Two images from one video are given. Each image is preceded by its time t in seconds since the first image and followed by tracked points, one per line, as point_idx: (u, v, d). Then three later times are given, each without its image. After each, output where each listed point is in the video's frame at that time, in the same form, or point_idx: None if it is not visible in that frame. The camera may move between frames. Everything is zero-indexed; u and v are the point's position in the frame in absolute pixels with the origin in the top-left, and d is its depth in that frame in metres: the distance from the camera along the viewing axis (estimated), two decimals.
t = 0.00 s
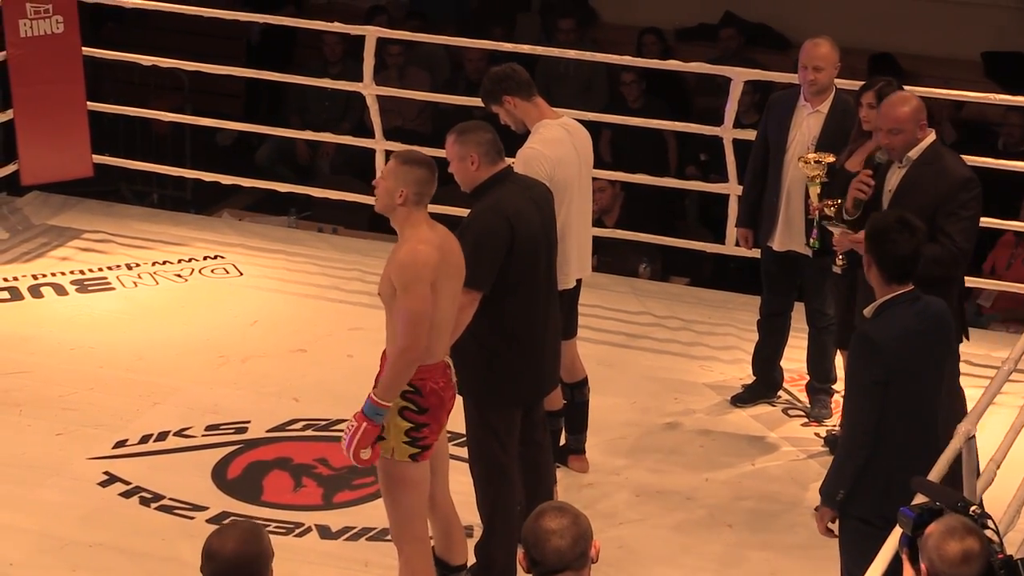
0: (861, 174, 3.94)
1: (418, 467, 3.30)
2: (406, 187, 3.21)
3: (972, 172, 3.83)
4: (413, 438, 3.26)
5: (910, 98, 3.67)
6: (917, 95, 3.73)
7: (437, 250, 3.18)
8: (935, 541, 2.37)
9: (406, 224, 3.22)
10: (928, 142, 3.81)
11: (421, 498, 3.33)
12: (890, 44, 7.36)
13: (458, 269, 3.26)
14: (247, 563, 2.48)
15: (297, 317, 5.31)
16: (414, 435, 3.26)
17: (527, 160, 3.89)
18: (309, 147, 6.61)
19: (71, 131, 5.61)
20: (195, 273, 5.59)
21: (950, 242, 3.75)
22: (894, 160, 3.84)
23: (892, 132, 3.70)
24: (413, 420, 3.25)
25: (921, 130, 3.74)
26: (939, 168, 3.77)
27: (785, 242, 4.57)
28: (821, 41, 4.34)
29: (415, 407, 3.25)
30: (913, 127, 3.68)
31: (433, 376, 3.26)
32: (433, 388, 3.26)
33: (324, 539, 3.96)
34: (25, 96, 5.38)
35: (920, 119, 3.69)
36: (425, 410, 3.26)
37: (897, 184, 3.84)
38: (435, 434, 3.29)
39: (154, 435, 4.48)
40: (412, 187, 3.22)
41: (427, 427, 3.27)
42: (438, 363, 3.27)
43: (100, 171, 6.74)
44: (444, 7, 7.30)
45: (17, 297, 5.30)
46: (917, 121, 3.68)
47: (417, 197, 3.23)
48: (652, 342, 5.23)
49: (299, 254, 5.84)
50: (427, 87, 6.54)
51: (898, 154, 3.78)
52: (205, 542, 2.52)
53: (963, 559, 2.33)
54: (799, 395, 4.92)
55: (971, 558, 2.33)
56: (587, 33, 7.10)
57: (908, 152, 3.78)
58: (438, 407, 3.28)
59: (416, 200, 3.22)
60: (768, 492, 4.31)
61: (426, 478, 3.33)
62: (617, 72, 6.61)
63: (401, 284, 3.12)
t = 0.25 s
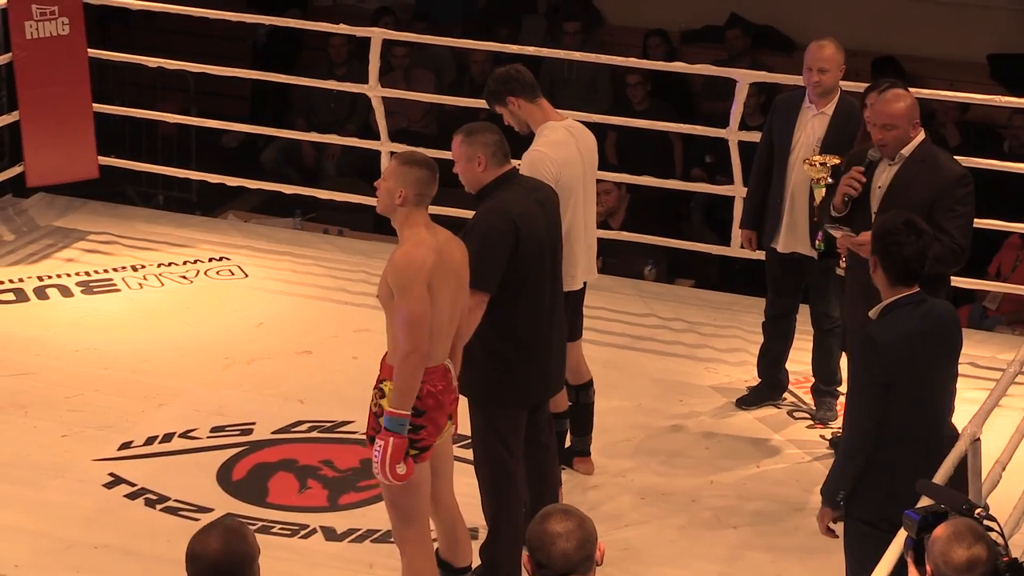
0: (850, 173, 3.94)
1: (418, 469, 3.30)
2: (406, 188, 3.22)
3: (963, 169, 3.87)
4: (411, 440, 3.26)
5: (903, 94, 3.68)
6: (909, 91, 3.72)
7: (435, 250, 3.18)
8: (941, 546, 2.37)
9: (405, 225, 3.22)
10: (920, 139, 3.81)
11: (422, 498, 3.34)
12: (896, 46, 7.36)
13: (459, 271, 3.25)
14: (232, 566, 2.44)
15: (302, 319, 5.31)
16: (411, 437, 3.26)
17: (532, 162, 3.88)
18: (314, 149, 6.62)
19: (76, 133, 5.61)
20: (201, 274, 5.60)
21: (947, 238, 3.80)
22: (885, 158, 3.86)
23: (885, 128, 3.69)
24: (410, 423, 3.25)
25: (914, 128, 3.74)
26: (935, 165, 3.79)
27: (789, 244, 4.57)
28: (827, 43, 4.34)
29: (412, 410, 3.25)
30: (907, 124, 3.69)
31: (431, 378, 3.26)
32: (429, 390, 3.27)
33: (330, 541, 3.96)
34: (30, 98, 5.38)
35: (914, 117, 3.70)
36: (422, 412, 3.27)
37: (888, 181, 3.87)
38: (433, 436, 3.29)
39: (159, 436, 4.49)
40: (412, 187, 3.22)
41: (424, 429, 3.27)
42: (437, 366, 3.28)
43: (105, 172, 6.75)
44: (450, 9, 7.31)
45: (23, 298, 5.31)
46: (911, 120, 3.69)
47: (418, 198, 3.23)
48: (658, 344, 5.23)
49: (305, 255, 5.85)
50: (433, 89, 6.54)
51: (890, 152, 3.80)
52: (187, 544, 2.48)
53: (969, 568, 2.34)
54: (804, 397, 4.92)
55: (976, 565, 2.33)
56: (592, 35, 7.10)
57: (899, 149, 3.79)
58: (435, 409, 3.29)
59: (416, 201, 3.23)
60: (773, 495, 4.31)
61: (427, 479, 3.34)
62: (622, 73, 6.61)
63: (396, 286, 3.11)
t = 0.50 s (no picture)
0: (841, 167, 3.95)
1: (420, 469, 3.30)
2: (406, 190, 3.22)
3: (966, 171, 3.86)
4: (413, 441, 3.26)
5: (907, 90, 3.71)
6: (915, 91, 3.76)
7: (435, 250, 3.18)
8: (947, 550, 2.37)
9: (406, 227, 3.23)
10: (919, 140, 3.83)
11: (425, 500, 3.34)
12: (901, 46, 7.36)
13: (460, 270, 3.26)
14: (198, 560, 2.40)
15: (307, 320, 5.31)
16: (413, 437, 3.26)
17: (538, 163, 3.88)
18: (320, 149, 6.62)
19: (81, 134, 5.61)
20: (206, 275, 5.60)
21: (953, 239, 3.78)
22: (885, 157, 3.87)
23: (881, 119, 3.73)
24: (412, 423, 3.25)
25: (912, 128, 3.76)
26: (933, 166, 3.80)
27: (794, 244, 4.57)
28: (832, 44, 4.34)
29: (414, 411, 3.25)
30: (905, 118, 3.71)
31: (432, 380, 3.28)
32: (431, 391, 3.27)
33: (335, 541, 3.96)
34: (36, 98, 5.38)
35: (913, 114, 3.72)
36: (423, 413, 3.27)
37: (891, 181, 3.86)
38: (434, 437, 3.30)
39: (165, 436, 4.49)
40: (412, 189, 3.22)
41: (426, 430, 3.28)
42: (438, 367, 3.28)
43: (111, 173, 6.75)
44: (456, 10, 7.31)
45: (28, 298, 5.31)
46: (910, 116, 3.72)
47: (418, 200, 3.23)
48: (663, 344, 5.23)
49: (310, 255, 5.85)
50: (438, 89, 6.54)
51: (890, 151, 3.82)
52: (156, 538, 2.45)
53: (975, 572, 2.34)
54: (809, 398, 4.92)
55: (980, 570, 2.33)
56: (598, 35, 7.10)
57: (898, 148, 3.81)
58: (436, 410, 3.30)
59: (416, 202, 3.23)
60: (778, 496, 4.31)
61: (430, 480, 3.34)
62: (627, 74, 6.61)
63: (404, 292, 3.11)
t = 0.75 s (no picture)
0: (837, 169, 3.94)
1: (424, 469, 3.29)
2: (410, 192, 3.21)
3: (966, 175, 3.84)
4: (418, 441, 3.25)
5: (908, 93, 3.70)
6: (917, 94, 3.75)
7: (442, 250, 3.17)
8: (953, 551, 2.37)
9: (411, 229, 3.22)
10: (920, 146, 3.81)
11: (428, 498, 3.34)
12: (907, 46, 7.36)
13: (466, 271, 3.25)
14: (154, 546, 2.34)
15: (312, 319, 5.31)
16: (418, 437, 3.25)
17: (544, 163, 3.88)
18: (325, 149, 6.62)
19: (86, 133, 5.61)
20: (211, 274, 5.60)
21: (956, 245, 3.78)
22: (886, 163, 3.86)
23: (882, 122, 3.72)
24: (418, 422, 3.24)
25: (913, 133, 3.74)
26: (935, 171, 3.78)
27: (799, 244, 4.56)
28: (836, 44, 4.35)
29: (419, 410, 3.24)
30: (905, 122, 3.70)
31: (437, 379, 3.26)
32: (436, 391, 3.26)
33: (340, 540, 3.96)
34: (41, 98, 5.38)
35: (914, 118, 3.71)
36: (429, 413, 3.26)
37: (892, 187, 3.85)
38: (440, 436, 3.29)
39: (169, 436, 4.49)
40: (416, 191, 3.21)
41: (432, 429, 3.26)
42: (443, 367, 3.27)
43: (116, 172, 6.75)
44: (461, 9, 7.31)
45: (33, 298, 5.31)
46: (910, 119, 3.70)
47: (422, 201, 3.22)
48: (668, 344, 5.23)
49: (315, 255, 5.85)
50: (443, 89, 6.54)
51: (891, 155, 3.81)
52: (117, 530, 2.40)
53: (985, 570, 2.34)
54: (814, 398, 4.92)
55: (990, 568, 2.33)
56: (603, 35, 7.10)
57: (900, 153, 3.80)
58: (442, 409, 3.29)
59: (420, 204, 3.22)
60: (783, 495, 4.31)
61: (434, 479, 3.34)
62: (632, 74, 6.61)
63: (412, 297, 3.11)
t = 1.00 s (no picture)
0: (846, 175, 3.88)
1: (429, 469, 3.29)
2: (418, 196, 3.20)
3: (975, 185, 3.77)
4: (424, 441, 3.25)
5: (917, 101, 3.62)
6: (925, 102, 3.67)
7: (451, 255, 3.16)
8: (961, 552, 2.41)
9: (420, 233, 3.22)
10: (929, 155, 3.72)
11: (436, 499, 3.33)
12: (915, 46, 7.35)
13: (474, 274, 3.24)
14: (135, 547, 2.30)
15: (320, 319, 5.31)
16: (424, 438, 3.25)
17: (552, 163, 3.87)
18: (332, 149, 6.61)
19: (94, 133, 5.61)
20: (218, 274, 5.60)
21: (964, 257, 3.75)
22: (895, 173, 3.77)
23: (889, 130, 3.65)
24: (423, 423, 3.25)
25: (922, 142, 3.66)
26: (942, 183, 3.70)
27: (807, 245, 4.56)
28: (843, 44, 4.34)
29: (425, 410, 3.24)
30: (913, 132, 3.63)
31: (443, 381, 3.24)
32: (443, 391, 3.26)
33: (347, 541, 3.96)
34: (49, 98, 5.38)
35: (922, 127, 3.63)
36: (436, 414, 3.25)
37: (898, 198, 3.77)
38: (446, 436, 3.29)
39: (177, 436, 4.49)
40: (425, 195, 3.21)
41: (438, 430, 3.26)
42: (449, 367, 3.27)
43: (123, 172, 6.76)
44: (468, 9, 7.31)
45: (41, 297, 5.32)
46: (918, 128, 3.63)
47: (430, 205, 3.22)
48: (675, 344, 5.22)
49: (322, 255, 5.85)
50: (450, 89, 6.54)
51: (899, 165, 3.72)
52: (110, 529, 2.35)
53: (993, 570, 2.38)
54: (821, 398, 4.91)
55: (999, 567, 2.38)
56: (611, 35, 7.09)
57: (907, 163, 3.71)
58: (449, 410, 3.27)
59: (429, 207, 3.22)
60: (789, 496, 4.30)
61: (441, 480, 3.33)
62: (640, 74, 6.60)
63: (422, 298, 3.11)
